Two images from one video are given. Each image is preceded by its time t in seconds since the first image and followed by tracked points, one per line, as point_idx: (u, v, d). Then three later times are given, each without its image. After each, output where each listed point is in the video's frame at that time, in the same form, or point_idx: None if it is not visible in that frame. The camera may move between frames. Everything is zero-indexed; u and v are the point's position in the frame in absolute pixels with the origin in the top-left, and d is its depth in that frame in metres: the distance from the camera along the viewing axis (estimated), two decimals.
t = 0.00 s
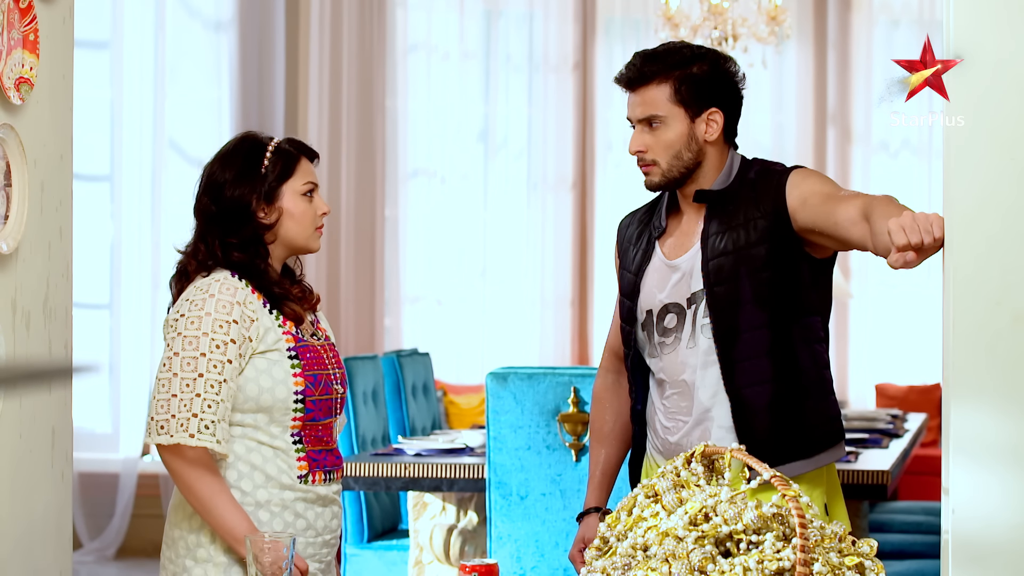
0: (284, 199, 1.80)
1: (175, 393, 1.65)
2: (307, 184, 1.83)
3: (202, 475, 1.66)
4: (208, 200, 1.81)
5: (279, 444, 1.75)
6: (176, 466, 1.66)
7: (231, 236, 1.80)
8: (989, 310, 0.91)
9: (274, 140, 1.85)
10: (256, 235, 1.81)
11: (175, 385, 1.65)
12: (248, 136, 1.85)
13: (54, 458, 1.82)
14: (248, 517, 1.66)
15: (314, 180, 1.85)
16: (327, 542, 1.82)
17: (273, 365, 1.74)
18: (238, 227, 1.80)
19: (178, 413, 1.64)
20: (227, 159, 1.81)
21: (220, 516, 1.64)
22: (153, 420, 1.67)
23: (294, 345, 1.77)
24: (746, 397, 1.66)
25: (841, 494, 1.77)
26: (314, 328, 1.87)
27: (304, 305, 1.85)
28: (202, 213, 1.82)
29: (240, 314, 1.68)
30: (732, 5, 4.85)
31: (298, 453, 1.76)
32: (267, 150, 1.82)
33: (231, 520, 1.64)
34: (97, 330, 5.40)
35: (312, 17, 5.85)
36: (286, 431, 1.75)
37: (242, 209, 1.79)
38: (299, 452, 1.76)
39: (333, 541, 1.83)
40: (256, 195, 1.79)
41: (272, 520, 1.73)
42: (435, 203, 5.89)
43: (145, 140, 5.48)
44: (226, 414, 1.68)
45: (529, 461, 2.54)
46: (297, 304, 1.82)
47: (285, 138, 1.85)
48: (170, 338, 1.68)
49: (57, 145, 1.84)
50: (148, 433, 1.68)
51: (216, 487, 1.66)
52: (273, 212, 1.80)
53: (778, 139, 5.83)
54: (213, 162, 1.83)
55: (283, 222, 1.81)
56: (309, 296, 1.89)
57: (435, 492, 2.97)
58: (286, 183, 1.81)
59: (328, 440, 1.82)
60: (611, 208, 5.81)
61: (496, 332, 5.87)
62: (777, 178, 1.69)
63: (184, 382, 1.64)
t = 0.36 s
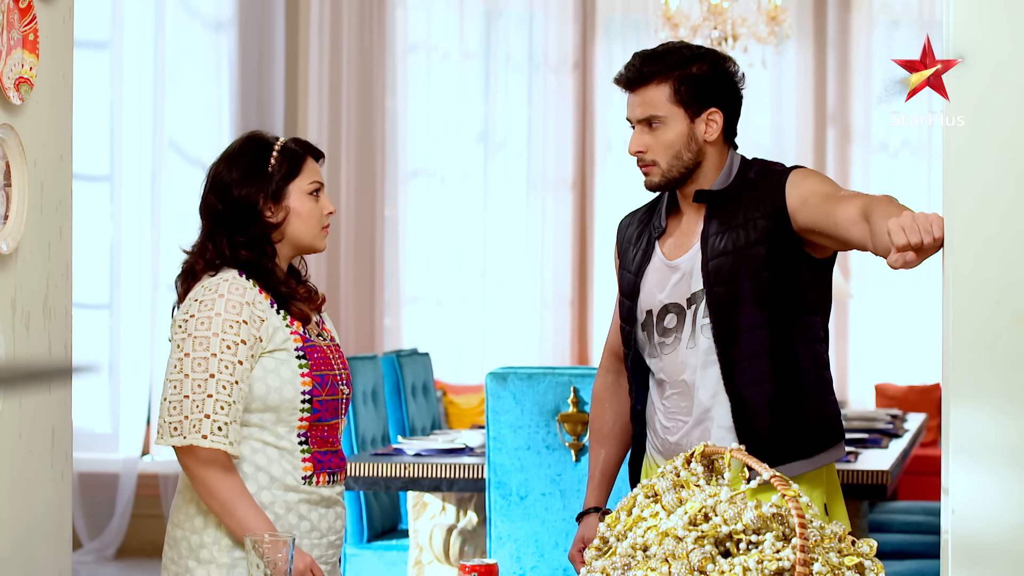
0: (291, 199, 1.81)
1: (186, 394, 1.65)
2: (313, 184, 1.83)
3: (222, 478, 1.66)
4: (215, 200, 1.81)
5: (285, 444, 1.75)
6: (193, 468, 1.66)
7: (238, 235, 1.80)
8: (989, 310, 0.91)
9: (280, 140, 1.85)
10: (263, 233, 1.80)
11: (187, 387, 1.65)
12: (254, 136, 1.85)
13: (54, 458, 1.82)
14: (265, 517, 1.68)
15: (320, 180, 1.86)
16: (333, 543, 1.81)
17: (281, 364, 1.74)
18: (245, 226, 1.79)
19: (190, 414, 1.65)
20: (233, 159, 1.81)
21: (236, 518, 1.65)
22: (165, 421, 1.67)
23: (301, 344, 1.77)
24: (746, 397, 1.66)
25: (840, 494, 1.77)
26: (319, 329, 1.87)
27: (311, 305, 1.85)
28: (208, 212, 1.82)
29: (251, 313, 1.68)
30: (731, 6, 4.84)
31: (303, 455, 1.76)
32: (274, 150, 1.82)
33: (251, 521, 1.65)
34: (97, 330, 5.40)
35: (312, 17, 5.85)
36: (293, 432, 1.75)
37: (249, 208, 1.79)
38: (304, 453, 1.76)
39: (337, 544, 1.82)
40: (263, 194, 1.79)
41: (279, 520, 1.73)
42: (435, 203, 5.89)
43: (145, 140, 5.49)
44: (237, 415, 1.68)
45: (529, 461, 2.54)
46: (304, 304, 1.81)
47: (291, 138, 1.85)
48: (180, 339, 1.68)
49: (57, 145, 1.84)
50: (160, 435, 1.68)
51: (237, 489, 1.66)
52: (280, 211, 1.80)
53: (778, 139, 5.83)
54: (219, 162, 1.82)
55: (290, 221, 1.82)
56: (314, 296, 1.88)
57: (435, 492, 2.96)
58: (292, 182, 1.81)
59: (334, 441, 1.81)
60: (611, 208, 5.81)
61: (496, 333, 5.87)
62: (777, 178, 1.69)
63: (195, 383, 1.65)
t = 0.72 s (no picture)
0: (300, 199, 1.80)
1: (203, 395, 1.65)
2: (321, 184, 1.83)
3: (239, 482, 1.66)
4: (225, 201, 1.80)
5: (296, 447, 1.75)
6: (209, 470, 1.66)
7: (248, 235, 1.79)
8: (989, 309, 0.91)
9: (289, 141, 1.85)
10: (272, 234, 1.80)
11: (203, 388, 1.65)
12: (262, 137, 1.84)
13: (54, 458, 1.82)
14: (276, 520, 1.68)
15: (328, 181, 1.85)
16: (339, 545, 1.81)
17: (294, 367, 1.74)
18: (254, 226, 1.79)
19: (207, 415, 1.65)
20: (241, 160, 1.81)
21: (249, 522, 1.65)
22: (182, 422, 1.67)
23: (313, 347, 1.77)
24: (746, 397, 1.66)
25: (839, 494, 1.77)
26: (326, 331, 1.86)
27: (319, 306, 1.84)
28: (216, 213, 1.81)
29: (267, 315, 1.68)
30: (731, 5, 4.84)
31: (313, 457, 1.76)
32: (282, 151, 1.82)
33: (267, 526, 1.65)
34: (96, 331, 5.39)
35: (312, 17, 5.84)
36: (304, 434, 1.76)
37: (257, 209, 1.78)
38: (314, 455, 1.76)
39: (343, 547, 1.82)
40: (272, 195, 1.78)
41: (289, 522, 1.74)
42: (434, 203, 5.89)
43: (144, 141, 5.50)
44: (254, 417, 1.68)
45: (528, 461, 2.54)
46: (313, 304, 1.81)
47: (299, 139, 1.85)
48: (195, 340, 1.68)
49: (56, 145, 1.84)
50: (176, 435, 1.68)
51: (251, 494, 1.66)
52: (289, 211, 1.80)
53: (778, 139, 5.83)
54: (227, 163, 1.82)
55: (299, 221, 1.81)
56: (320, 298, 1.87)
57: (434, 492, 2.96)
58: (301, 182, 1.81)
59: (342, 444, 1.81)
60: (610, 208, 5.81)
61: (495, 332, 5.87)
62: (777, 177, 1.69)
63: (212, 384, 1.65)
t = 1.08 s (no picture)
0: (310, 200, 1.80)
1: (227, 397, 1.64)
2: (331, 185, 1.82)
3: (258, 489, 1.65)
4: (235, 202, 1.79)
5: (310, 449, 1.75)
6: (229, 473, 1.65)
7: (261, 235, 1.78)
8: (986, 310, 0.92)
9: (298, 143, 1.84)
10: (283, 235, 1.79)
11: (227, 389, 1.64)
12: (270, 139, 1.83)
13: (52, 459, 1.82)
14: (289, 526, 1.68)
15: (336, 182, 1.84)
16: (346, 546, 1.82)
17: (312, 370, 1.75)
18: (266, 226, 1.78)
19: (231, 417, 1.63)
20: (250, 162, 1.79)
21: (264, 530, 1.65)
22: (202, 423, 1.65)
23: (329, 350, 1.78)
24: (743, 397, 1.67)
25: (837, 494, 1.77)
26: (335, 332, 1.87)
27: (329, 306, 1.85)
28: (227, 213, 1.80)
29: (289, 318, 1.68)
30: (729, 5, 4.85)
31: (326, 460, 1.76)
32: (291, 152, 1.81)
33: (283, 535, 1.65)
34: (94, 331, 5.39)
35: (310, 17, 5.82)
36: (318, 437, 1.76)
37: (267, 211, 1.77)
38: (327, 458, 1.76)
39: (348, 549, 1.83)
40: (283, 197, 1.78)
41: (302, 526, 1.73)
42: (433, 204, 5.89)
43: (142, 142, 5.51)
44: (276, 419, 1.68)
45: (526, 461, 2.54)
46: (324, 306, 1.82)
47: (308, 141, 1.84)
48: (217, 341, 1.66)
49: (55, 145, 1.84)
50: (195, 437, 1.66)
51: (268, 502, 1.65)
52: (300, 212, 1.79)
53: (776, 139, 5.83)
54: (235, 164, 1.81)
55: (309, 222, 1.80)
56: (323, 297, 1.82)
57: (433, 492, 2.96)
58: (311, 184, 1.80)
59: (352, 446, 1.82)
60: (608, 208, 5.82)
61: (493, 333, 5.87)
62: (775, 177, 1.69)
63: (237, 386, 1.64)
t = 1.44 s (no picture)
0: (322, 202, 1.78)
1: (258, 399, 1.62)
2: (342, 187, 1.80)
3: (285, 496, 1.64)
4: (249, 203, 1.77)
5: (328, 449, 1.75)
6: (257, 476, 1.64)
7: (276, 235, 1.76)
8: (984, 309, 0.92)
9: (309, 145, 1.82)
10: (297, 236, 1.77)
11: (258, 391, 1.62)
12: (282, 140, 1.81)
13: (49, 458, 1.81)
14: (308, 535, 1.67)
15: (348, 183, 1.83)
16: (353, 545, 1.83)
17: (333, 370, 1.75)
18: (281, 227, 1.76)
19: (264, 419, 1.61)
20: (263, 164, 1.78)
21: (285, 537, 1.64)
22: (232, 425, 1.62)
23: (347, 351, 1.78)
24: (741, 397, 1.67)
25: (835, 494, 1.77)
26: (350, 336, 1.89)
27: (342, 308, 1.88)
28: (240, 214, 1.78)
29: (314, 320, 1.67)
30: (727, 5, 4.85)
31: (343, 460, 1.77)
32: (303, 154, 1.79)
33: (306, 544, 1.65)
34: (91, 330, 5.40)
35: (307, 17, 5.83)
36: (336, 437, 1.76)
37: (280, 212, 1.76)
38: (344, 459, 1.77)
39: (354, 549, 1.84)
40: (296, 199, 1.76)
41: (318, 528, 1.74)
42: (430, 204, 5.89)
43: (140, 142, 5.51)
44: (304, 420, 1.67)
45: (523, 461, 2.54)
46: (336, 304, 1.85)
47: (320, 142, 1.82)
48: (244, 343, 1.63)
49: (52, 144, 1.84)
50: (224, 439, 1.63)
51: (291, 509, 1.65)
52: (312, 214, 1.77)
53: (773, 139, 5.83)
54: (248, 166, 1.79)
55: (321, 223, 1.79)
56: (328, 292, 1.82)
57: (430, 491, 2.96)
58: (323, 186, 1.78)
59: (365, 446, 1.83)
60: (606, 207, 5.82)
61: (491, 332, 5.87)
62: (772, 178, 1.69)
63: (268, 388, 1.62)
